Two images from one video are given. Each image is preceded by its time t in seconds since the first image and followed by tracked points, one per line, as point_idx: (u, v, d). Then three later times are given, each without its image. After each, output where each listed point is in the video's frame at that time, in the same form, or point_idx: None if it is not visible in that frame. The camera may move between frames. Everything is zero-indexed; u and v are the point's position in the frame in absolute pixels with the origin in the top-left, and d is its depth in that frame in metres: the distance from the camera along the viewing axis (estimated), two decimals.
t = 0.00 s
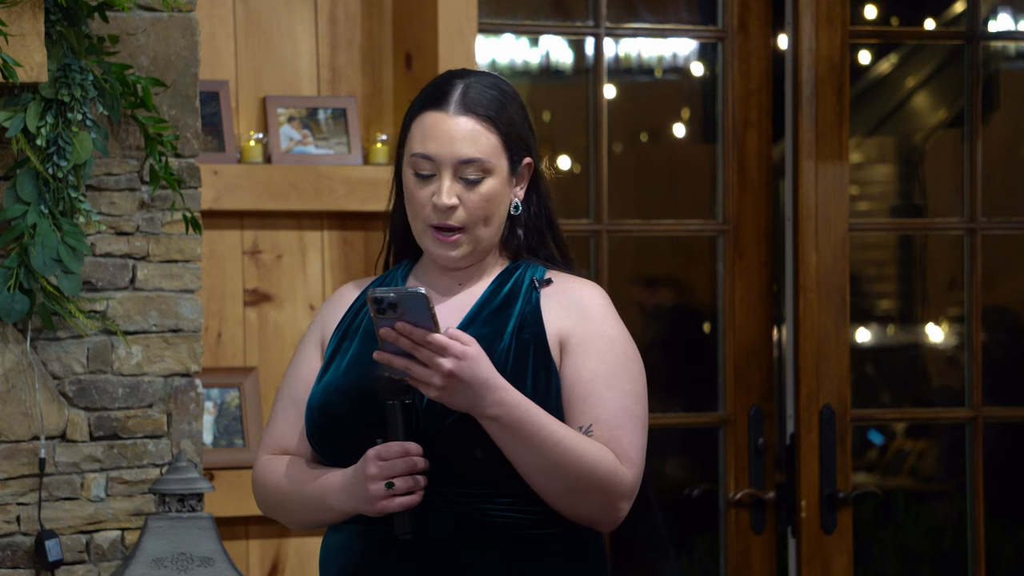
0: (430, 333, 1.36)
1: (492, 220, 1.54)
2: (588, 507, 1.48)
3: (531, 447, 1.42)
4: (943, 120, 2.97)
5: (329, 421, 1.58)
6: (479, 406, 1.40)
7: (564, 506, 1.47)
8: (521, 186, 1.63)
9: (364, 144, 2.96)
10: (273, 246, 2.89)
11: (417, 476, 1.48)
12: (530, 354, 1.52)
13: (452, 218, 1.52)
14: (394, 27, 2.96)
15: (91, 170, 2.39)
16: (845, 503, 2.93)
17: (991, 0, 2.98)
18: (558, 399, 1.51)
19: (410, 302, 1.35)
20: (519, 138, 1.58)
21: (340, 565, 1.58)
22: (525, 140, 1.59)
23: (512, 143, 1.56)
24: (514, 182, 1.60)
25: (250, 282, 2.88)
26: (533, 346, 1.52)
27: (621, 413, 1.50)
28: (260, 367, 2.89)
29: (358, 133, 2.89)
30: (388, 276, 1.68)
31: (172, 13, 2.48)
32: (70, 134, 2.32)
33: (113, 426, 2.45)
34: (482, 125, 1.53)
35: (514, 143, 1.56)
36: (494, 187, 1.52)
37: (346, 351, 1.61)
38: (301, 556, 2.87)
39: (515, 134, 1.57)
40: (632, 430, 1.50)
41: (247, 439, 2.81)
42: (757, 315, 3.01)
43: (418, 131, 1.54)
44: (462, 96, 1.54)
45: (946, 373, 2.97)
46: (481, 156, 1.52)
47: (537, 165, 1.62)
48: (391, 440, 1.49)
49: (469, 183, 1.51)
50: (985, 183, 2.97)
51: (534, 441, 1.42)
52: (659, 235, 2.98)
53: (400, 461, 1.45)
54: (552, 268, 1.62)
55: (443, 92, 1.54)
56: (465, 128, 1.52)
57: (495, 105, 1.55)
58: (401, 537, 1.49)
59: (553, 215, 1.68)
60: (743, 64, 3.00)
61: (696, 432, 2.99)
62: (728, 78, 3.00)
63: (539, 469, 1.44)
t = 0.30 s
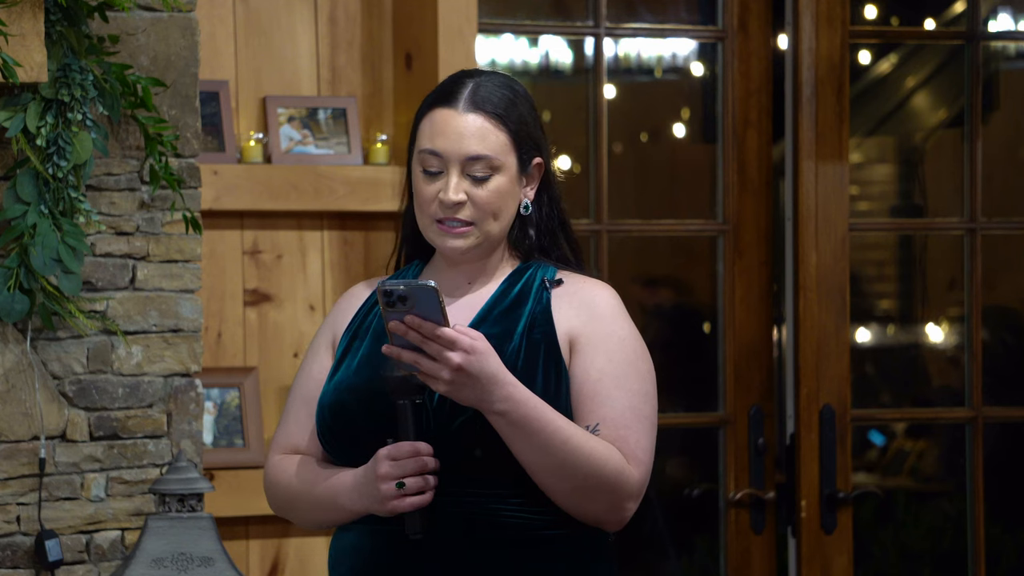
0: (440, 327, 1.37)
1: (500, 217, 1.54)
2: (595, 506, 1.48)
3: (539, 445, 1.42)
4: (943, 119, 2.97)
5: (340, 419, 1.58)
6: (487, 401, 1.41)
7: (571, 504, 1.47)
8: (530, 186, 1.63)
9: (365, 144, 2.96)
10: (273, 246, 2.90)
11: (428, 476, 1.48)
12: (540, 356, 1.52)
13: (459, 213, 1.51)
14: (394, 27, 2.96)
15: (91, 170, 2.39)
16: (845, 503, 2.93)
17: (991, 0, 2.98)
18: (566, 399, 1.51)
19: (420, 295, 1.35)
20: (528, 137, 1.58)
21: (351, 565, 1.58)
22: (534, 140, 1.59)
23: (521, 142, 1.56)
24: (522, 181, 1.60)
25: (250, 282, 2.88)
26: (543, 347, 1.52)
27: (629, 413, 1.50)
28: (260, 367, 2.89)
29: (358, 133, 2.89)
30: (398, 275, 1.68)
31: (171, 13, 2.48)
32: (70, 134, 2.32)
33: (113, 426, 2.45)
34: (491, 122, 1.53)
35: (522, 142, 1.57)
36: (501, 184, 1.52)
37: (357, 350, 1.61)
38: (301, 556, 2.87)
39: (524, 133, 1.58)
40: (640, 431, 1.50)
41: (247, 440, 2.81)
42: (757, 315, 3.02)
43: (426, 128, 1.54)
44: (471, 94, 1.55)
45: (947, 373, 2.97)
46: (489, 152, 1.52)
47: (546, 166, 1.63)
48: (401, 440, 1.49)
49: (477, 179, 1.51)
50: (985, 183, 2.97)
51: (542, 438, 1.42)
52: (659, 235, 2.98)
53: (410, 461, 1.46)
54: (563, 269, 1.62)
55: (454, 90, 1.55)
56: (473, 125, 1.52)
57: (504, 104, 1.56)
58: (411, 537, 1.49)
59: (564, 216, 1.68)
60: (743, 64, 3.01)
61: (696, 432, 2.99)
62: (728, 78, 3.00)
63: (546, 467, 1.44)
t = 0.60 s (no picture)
0: (422, 316, 1.37)
1: (493, 214, 1.53)
2: (583, 502, 1.46)
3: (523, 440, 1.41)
4: (943, 119, 2.97)
5: (341, 418, 1.59)
6: (471, 393, 1.40)
7: (559, 500, 1.46)
8: (534, 184, 1.61)
9: (365, 144, 2.96)
10: (273, 246, 2.90)
11: (423, 472, 1.47)
12: (535, 352, 1.51)
13: (450, 211, 1.51)
14: (394, 27, 2.96)
15: (91, 170, 2.39)
16: (845, 503, 2.93)
17: (991, 0, 2.98)
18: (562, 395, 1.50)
19: (400, 284, 1.36)
20: (525, 134, 1.56)
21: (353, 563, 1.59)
22: (533, 138, 1.58)
23: (516, 139, 1.55)
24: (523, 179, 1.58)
25: (250, 282, 2.88)
26: (539, 345, 1.52)
27: (623, 411, 1.48)
28: (260, 367, 2.89)
29: (358, 133, 2.89)
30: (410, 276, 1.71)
31: (172, 13, 2.48)
32: (70, 134, 2.32)
33: (113, 426, 2.45)
34: (482, 120, 1.53)
35: (519, 139, 1.55)
36: (492, 181, 1.51)
37: (361, 347, 1.62)
38: (301, 555, 2.87)
39: (521, 130, 1.56)
40: (634, 429, 1.48)
41: (247, 440, 2.81)
42: (757, 315, 3.02)
43: (422, 126, 1.55)
44: (467, 91, 1.55)
45: (947, 373, 2.97)
46: (479, 149, 1.51)
47: (548, 163, 1.60)
48: (395, 435, 1.49)
49: (467, 176, 1.51)
50: (985, 183, 2.97)
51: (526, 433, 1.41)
52: (659, 235, 2.98)
53: (402, 457, 1.46)
54: (569, 267, 1.61)
55: (451, 88, 1.55)
56: (465, 123, 1.52)
57: (499, 102, 1.55)
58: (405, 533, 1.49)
59: (569, 212, 1.67)
60: (743, 64, 3.01)
61: (696, 432, 2.99)
62: (728, 78, 3.00)
63: (532, 462, 1.43)
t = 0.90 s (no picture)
0: (393, 324, 1.35)
1: (474, 221, 1.52)
2: (568, 503, 1.45)
3: (501, 442, 1.41)
4: (943, 119, 2.97)
5: (333, 417, 1.61)
6: (447, 399, 1.39)
7: (544, 501, 1.45)
8: (525, 198, 1.59)
9: (365, 144, 2.96)
10: (273, 246, 2.90)
11: (403, 470, 1.48)
12: (518, 352, 1.51)
13: (432, 215, 1.51)
14: (394, 27, 2.96)
15: (91, 170, 2.39)
16: (845, 503, 2.93)
17: (991, 0, 2.98)
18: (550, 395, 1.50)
19: (370, 293, 1.33)
20: (518, 147, 1.55)
21: (350, 561, 1.61)
22: (526, 152, 1.56)
23: (508, 151, 1.53)
24: (512, 192, 1.56)
25: (250, 282, 2.88)
26: (522, 345, 1.51)
27: (609, 411, 1.46)
28: (260, 367, 2.89)
29: (358, 133, 2.89)
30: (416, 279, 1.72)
31: (172, 13, 2.48)
32: (70, 134, 2.32)
33: (113, 426, 2.45)
34: (474, 128, 1.52)
35: (510, 152, 1.54)
36: (474, 191, 1.51)
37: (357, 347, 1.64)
38: (301, 555, 2.87)
39: (514, 143, 1.54)
40: (620, 429, 1.46)
41: (247, 440, 2.81)
42: (757, 315, 3.02)
43: (420, 127, 1.55)
44: (467, 98, 1.54)
45: (947, 373, 2.97)
46: (464, 158, 1.50)
47: (542, 178, 1.58)
48: (379, 433, 1.51)
49: (450, 183, 1.50)
50: (985, 183, 2.97)
51: (503, 436, 1.41)
52: (659, 235, 2.98)
53: (382, 454, 1.48)
54: (567, 269, 1.59)
55: (453, 92, 1.55)
56: (456, 129, 1.51)
57: (496, 112, 1.54)
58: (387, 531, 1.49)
59: (565, 226, 1.63)
60: (743, 64, 3.01)
61: (696, 432, 2.99)
62: (728, 78, 3.00)
63: (512, 464, 1.42)
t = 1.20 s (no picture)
0: (381, 338, 1.39)
1: (483, 228, 1.53)
2: (564, 509, 1.45)
3: (493, 451, 1.42)
4: (943, 119, 2.97)
5: (331, 419, 1.61)
6: (437, 410, 1.41)
7: (539, 507, 1.46)
8: (531, 200, 1.59)
9: (365, 144, 2.96)
10: (273, 246, 2.90)
11: (400, 472, 1.49)
12: (513, 355, 1.51)
13: (441, 224, 1.52)
14: (394, 27, 2.96)
15: (91, 170, 2.39)
16: (845, 503, 2.93)
17: (991, 0, 2.98)
18: (545, 395, 1.50)
19: (356, 306, 1.37)
20: (523, 151, 1.55)
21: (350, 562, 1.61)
22: (531, 155, 1.56)
23: (512, 157, 1.53)
24: (518, 196, 1.56)
25: (250, 282, 2.88)
26: (518, 348, 1.51)
27: (605, 415, 1.45)
28: (260, 367, 2.89)
29: (359, 133, 2.89)
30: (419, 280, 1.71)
31: (172, 13, 2.48)
32: (70, 134, 2.32)
33: (113, 426, 2.45)
34: (478, 135, 1.51)
35: (515, 158, 1.54)
36: (482, 199, 1.51)
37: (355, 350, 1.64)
38: (301, 556, 2.87)
39: (518, 148, 1.54)
40: (615, 433, 1.46)
41: (247, 440, 2.81)
42: (757, 315, 3.02)
43: (422, 136, 1.55)
44: (468, 104, 1.53)
45: (947, 373, 2.97)
46: (471, 167, 1.50)
47: (548, 179, 1.58)
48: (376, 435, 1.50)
49: (458, 192, 1.51)
50: (985, 183, 2.97)
51: (495, 446, 1.41)
52: (659, 235, 2.98)
53: (377, 456, 1.48)
54: (566, 270, 1.59)
55: (453, 99, 1.54)
56: (460, 138, 1.51)
57: (498, 119, 1.53)
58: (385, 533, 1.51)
59: (570, 226, 1.63)
60: (743, 64, 3.01)
61: (696, 432, 2.99)
62: (728, 78, 3.00)
63: (505, 471, 1.43)
